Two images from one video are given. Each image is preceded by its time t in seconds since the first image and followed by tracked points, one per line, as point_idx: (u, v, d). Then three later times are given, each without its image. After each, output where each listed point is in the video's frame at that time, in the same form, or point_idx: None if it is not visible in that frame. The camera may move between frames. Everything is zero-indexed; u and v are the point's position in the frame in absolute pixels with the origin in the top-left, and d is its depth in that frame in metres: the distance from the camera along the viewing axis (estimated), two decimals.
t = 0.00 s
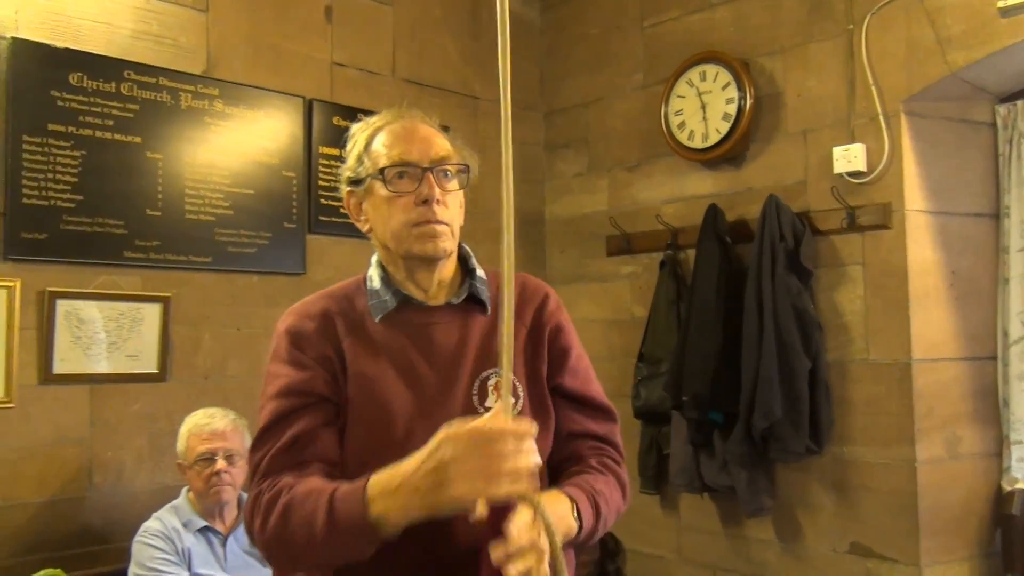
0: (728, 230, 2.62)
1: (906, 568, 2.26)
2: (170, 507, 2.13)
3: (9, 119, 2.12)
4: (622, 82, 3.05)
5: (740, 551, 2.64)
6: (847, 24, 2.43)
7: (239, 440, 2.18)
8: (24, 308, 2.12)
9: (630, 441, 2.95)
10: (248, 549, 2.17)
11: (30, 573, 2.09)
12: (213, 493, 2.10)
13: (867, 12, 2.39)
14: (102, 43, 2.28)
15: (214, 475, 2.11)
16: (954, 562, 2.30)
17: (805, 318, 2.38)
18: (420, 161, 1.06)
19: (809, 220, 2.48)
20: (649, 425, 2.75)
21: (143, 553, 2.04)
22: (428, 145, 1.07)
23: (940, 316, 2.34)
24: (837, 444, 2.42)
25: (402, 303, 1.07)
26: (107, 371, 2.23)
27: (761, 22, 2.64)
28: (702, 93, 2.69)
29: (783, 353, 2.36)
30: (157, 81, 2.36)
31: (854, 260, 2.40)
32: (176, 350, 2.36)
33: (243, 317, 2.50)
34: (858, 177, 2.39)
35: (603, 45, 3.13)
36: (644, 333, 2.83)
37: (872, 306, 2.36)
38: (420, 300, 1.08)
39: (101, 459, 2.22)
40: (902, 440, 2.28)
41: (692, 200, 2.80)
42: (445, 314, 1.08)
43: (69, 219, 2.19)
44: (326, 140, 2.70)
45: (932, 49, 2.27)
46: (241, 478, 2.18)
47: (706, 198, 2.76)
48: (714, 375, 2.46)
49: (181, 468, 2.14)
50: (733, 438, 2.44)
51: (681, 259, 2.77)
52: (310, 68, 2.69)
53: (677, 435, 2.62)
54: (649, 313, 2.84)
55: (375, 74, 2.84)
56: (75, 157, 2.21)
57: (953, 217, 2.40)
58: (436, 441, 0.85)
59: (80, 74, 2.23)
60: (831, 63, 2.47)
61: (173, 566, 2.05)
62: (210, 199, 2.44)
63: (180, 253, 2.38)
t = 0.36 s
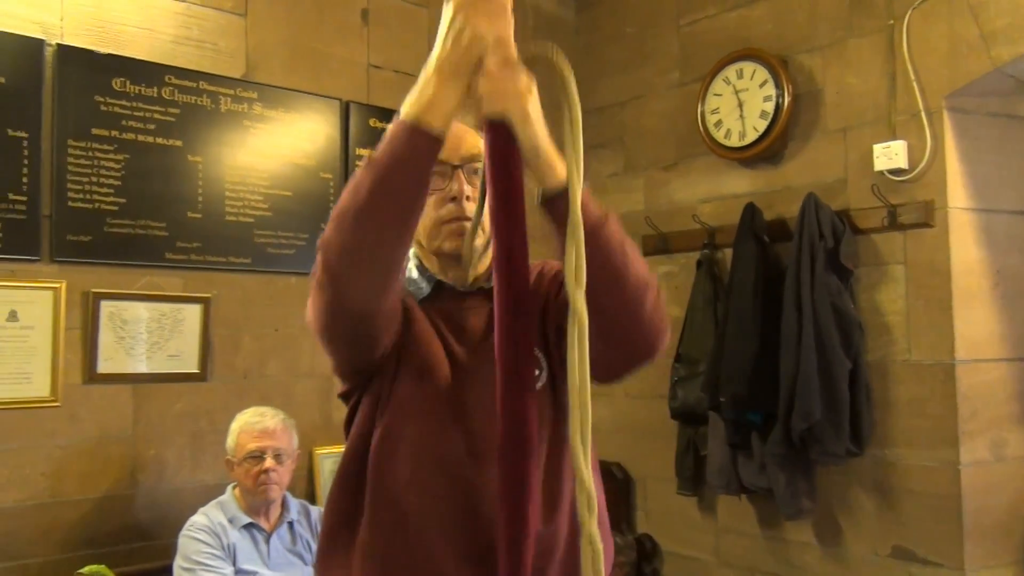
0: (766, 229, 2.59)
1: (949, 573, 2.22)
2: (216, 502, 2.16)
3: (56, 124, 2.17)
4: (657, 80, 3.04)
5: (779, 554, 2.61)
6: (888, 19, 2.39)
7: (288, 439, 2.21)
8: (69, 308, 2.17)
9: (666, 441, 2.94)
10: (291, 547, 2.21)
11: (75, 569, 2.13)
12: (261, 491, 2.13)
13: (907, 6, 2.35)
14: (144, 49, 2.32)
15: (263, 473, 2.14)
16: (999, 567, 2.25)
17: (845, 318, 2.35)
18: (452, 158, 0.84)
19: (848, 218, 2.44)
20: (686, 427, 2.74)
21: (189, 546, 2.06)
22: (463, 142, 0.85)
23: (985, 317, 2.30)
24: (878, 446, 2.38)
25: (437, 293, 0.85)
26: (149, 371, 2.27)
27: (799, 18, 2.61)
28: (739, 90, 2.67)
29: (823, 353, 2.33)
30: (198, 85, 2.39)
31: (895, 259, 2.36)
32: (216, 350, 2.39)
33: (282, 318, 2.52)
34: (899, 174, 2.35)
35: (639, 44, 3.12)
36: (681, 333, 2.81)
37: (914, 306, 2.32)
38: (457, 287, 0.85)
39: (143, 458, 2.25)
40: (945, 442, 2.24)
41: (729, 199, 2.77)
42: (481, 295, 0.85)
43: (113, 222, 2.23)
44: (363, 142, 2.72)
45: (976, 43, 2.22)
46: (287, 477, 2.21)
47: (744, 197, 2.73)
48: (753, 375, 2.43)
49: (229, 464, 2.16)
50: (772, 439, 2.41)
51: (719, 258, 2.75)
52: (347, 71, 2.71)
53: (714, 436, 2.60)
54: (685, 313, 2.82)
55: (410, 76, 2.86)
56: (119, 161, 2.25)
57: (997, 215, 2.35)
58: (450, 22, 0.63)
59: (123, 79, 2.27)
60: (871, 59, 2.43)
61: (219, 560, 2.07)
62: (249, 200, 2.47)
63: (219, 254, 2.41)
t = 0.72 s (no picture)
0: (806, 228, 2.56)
1: None
2: (261, 500, 2.19)
3: (100, 128, 2.21)
4: (695, 79, 3.02)
5: (821, 557, 2.58)
6: (931, 13, 2.35)
7: (333, 439, 2.24)
8: (115, 309, 2.21)
9: (705, 443, 2.91)
10: (333, 545, 2.23)
11: (121, 566, 2.17)
12: (305, 489, 2.16)
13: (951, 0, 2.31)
14: (186, 53, 2.36)
15: (308, 472, 2.16)
16: None
17: (887, 318, 2.31)
18: (489, 159, 0.91)
19: (891, 216, 2.40)
20: (725, 428, 2.72)
21: (235, 541, 2.09)
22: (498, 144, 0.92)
23: None
24: (921, 448, 2.34)
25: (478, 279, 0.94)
26: (192, 371, 2.30)
27: (839, 14, 2.58)
28: (778, 88, 2.64)
29: (865, 353, 2.30)
30: (238, 88, 2.42)
31: (939, 258, 2.32)
32: (257, 350, 2.43)
33: (321, 318, 2.55)
34: (943, 171, 2.31)
35: (676, 42, 3.10)
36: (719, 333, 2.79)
37: (960, 305, 2.27)
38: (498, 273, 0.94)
39: (187, 456, 2.29)
40: (992, 444, 2.19)
41: (768, 198, 2.74)
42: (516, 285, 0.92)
43: (156, 224, 2.27)
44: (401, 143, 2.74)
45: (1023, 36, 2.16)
46: (331, 477, 2.23)
47: (783, 196, 2.70)
48: (793, 376, 2.40)
49: (277, 461, 2.20)
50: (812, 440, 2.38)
51: (757, 258, 2.72)
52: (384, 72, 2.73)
53: (753, 437, 2.57)
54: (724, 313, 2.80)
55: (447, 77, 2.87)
56: (161, 164, 2.29)
57: None
58: None
59: (165, 84, 2.31)
60: (914, 54, 2.39)
61: (263, 556, 2.10)
62: (289, 202, 2.50)
63: (259, 255, 2.44)
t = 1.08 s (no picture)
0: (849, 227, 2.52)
1: None
2: (303, 498, 2.22)
3: (145, 132, 2.25)
4: (734, 77, 2.99)
5: (864, 561, 2.54)
6: (977, 7, 2.30)
7: (376, 440, 2.26)
8: (159, 309, 2.25)
9: (745, 444, 2.89)
10: (374, 544, 2.25)
11: (166, 562, 2.21)
12: (348, 489, 2.18)
13: None
14: (227, 58, 2.39)
15: (351, 471, 2.18)
16: None
17: (933, 317, 2.27)
18: (526, 160, 0.91)
19: (936, 214, 2.36)
20: (766, 429, 2.70)
21: (278, 539, 2.12)
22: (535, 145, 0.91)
23: None
24: (968, 450, 2.29)
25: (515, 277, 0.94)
26: (234, 371, 2.34)
27: (882, 9, 2.54)
28: (819, 85, 2.60)
29: (909, 353, 2.26)
30: (279, 92, 2.46)
31: (986, 256, 2.27)
32: (298, 350, 2.45)
33: (360, 319, 2.57)
34: (990, 169, 2.26)
35: (715, 41, 3.08)
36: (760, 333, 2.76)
37: (1008, 305, 2.22)
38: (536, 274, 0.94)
39: (230, 455, 2.32)
40: None
41: (809, 196, 2.71)
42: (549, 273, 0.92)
43: (199, 226, 2.31)
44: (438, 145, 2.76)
45: None
46: (373, 477, 2.25)
47: (825, 194, 2.66)
48: (835, 376, 2.37)
49: (320, 460, 2.22)
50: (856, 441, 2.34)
51: (798, 257, 2.69)
52: (422, 74, 2.75)
53: (795, 438, 2.54)
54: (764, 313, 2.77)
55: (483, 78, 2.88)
56: (204, 167, 2.33)
57: None
58: None
59: (208, 88, 2.34)
60: (959, 49, 2.34)
61: (305, 553, 2.12)
62: (328, 203, 2.53)
63: (299, 256, 2.47)
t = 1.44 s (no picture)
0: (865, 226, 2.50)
1: None
2: (319, 497, 2.23)
3: (162, 133, 2.26)
4: (751, 75, 2.98)
5: (881, 563, 2.52)
6: (997, 4, 2.28)
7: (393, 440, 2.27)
8: (176, 310, 2.26)
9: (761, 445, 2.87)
10: (388, 544, 2.24)
11: (182, 561, 2.22)
12: (364, 489, 2.19)
13: None
14: (244, 59, 2.41)
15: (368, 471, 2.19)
16: None
17: (951, 318, 2.25)
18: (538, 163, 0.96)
19: (955, 213, 2.34)
20: (782, 429, 2.68)
21: (293, 538, 2.13)
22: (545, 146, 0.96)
23: None
24: (986, 452, 2.27)
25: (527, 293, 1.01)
26: (250, 371, 2.35)
27: (900, 7, 2.52)
28: (836, 83, 2.59)
29: (927, 354, 2.24)
30: (295, 93, 2.47)
31: (1005, 255, 2.25)
32: (313, 350, 2.46)
33: (375, 319, 2.58)
34: (1010, 167, 2.24)
35: (731, 40, 3.06)
36: (775, 333, 2.75)
37: None
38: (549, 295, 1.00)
39: (246, 455, 2.34)
40: None
41: (826, 195, 2.69)
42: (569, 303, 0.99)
43: (216, 227, 2.32)
44: (453, 145, 2.76)
45: None
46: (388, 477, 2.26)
47: (842, 193, 2.65)
48: (852, 377, 2.35)
49: (337, 459, 2.23)
50: (873, 443, 2.32)
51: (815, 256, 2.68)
52: (437, 74, 2.75)
53: (811, 439, 2.53)
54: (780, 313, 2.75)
55: (498, 78, 2.88)
56: (221, 168, 2.34)
57: None
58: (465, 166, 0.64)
59: (225, 89, 2.35)
60: (978, 47, 2.33)
61: (321, 553, 2.13)
62: (344, 204, 2.54)
63: (315, 257, 2.48)
